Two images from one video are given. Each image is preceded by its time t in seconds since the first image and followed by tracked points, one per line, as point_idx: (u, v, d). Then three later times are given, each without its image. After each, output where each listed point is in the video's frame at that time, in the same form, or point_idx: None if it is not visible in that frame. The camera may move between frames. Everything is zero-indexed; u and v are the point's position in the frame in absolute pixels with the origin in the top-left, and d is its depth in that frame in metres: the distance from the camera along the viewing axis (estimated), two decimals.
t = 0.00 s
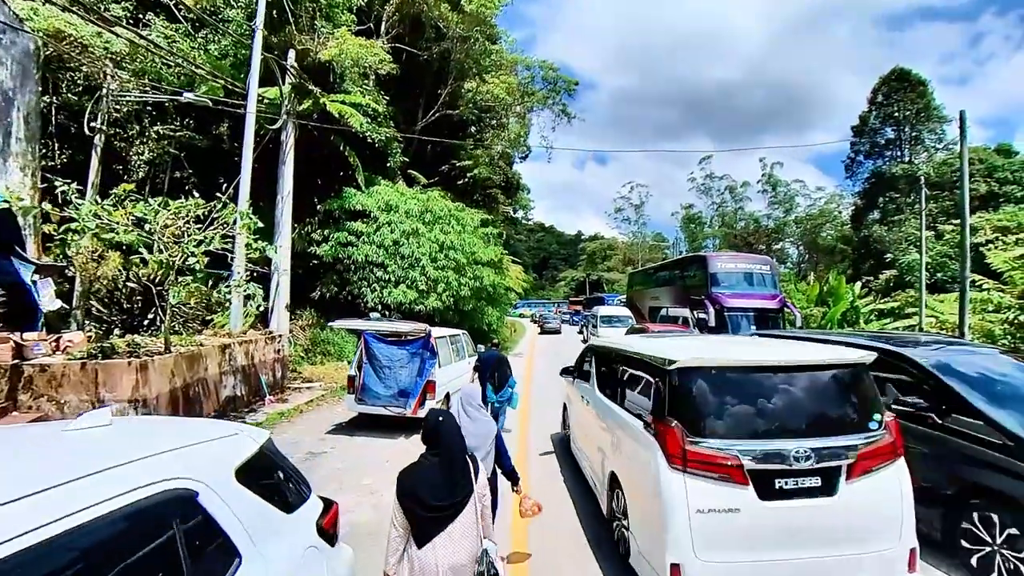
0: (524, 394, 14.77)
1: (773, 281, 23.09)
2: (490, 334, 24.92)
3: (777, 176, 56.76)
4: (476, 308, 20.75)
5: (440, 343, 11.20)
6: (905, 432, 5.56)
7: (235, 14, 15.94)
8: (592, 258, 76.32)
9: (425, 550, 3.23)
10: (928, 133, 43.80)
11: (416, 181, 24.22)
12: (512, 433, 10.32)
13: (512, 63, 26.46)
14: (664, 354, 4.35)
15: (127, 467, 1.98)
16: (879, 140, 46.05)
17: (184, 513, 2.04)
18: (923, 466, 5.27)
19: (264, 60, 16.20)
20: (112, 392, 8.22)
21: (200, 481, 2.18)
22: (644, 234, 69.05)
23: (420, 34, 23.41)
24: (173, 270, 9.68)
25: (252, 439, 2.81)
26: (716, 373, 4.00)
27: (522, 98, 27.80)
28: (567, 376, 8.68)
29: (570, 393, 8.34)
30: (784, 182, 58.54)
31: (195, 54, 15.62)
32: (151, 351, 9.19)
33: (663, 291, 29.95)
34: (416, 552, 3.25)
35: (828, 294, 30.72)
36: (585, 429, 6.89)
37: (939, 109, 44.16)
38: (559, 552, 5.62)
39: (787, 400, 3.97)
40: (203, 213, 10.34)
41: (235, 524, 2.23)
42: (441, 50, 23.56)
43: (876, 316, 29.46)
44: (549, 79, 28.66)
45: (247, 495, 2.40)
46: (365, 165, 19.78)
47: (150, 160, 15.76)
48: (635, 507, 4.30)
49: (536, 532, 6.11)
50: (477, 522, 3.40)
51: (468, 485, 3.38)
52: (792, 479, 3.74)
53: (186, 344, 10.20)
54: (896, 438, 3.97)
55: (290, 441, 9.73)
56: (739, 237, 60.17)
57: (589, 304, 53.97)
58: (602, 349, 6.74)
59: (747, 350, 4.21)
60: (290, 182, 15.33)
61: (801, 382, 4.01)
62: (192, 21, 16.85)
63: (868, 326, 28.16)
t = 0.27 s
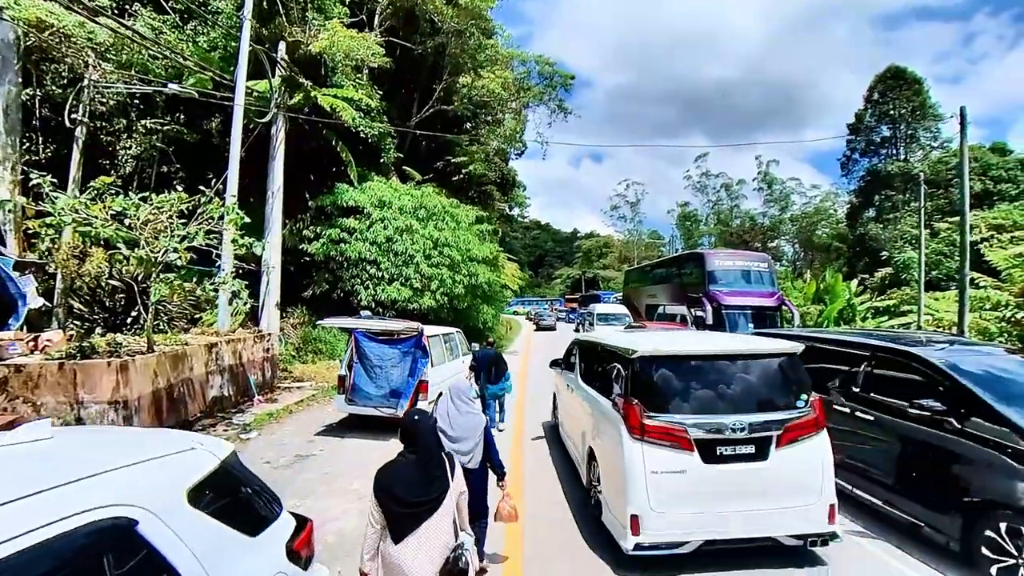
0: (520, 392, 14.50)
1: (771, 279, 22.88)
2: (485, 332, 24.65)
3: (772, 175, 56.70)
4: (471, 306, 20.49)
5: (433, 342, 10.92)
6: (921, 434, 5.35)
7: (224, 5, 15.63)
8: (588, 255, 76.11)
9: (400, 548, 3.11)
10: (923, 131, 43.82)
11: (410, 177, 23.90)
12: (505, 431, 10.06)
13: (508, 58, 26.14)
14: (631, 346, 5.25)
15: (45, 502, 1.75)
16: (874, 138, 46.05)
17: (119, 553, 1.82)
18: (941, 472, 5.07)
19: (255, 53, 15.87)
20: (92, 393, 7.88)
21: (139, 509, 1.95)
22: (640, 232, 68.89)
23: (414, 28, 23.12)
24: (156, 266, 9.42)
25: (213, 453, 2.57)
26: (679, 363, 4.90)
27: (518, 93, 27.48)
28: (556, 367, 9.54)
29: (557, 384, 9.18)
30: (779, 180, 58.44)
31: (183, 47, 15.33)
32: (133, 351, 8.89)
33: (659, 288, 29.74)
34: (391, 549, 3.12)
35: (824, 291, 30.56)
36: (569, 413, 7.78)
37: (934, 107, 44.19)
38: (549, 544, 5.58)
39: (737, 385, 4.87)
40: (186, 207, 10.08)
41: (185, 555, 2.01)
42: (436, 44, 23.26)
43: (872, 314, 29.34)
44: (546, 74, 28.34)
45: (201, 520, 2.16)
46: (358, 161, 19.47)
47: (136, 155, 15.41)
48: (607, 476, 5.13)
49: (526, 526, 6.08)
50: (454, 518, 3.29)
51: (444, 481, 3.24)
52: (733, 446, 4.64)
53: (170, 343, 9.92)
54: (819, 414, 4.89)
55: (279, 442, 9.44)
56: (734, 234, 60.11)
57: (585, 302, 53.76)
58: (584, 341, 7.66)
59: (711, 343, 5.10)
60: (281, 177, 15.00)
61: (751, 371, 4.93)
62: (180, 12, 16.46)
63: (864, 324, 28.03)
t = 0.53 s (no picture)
0: (517, 390, 14.33)
1: (770, 277, 22.74)
2: (482, 331, 24.45)
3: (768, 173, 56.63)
4: (468, 305, 20.28)
5: (431, 343, 10.71)
6: (939, 439, 5.22)
7: None
8: (585, 254, 75.99)
9: (387, 534, 3.56)
10: (918, 129, 43.93)
11: (406, 175, 23.64)
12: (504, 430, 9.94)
13: (505, 54, 25.91)
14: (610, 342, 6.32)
15: (2, 554, 1.60)
16: (870, 137, 46.03)
17: None
18: (962, 479, 4.93)
19: (249, 47, 15.58)
20: (79, 397, 7.64)
21: (112, 546, 1.80)
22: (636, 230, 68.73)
23: (411, 24, 22.86)
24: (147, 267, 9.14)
25: (197, 474, 2.36)
26: (658, 355, 6.00)
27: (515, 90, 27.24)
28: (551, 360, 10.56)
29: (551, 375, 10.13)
30: (776, 178, 58.37)
31: (175, 41, 15.03)
32: (123, 352, 8.65)
33: (657, 287, 29.59)
34: (378, 535, 3.58)
35: (822, 290, 30.47)
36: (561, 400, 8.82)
37: (929, 106, 44.28)
38: (548, 540, 5.58)
39: (705, 374, 5.96)
40: (177, 205, 9.81)
41: None
42: (433, 40, 23.00)
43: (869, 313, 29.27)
44: (543, 71, 28.10)
45: (183, 551, 1.98)
46: (354, 158, 19.21)
47: (127, 152, 15.15)
48: (591, 450, 6.23)
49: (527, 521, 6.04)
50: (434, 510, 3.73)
51: (427, 477, 3.67)
52: (692, 422, 5.74)
53: (162, 344, 9.69)
54: (764, 396, 5.98)
55: (273, 445, 9.23)
56: (731, 233, 60.07)
57: (582, 299, 53.58)
58: (574, 337, 8.69)
59: (687, 337, 6.19)
60: (275, 174, 14.73)
61: (719, 361, 6.02)
62: (172, 6, 16.16)
63: (862, 323, 27.95)
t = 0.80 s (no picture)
0: (516, 389, 14.17)
1: (768, 275, 22.63)
2: (479, 329, 24.29)
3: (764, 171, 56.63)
4: (466, 303, 20.10)
5: (429, 343, 10.56)
6: (955, 443, 5.09)
7: None
8: (581, 251, 75.91)
9: (389, 521, 3.71)
10: (913, 128, 44.01)
11: (402, 172, 23.42)
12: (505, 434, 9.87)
13: (502, 51, 25.72)
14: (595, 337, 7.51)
15: None
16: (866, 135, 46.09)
17: None
18: (981, 485, 4.80)
19: (243, 41, 15.33)
20: (69, 399, 7.46)
21: None
22: (632, 228, 68.66)
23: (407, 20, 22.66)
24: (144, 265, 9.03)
25: (192, 494, 2.20)
26: (638, 347, 7.29)
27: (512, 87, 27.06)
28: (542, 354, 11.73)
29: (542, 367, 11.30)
30: (772, 176, 58.38)
31: (168, 34, 14.78)
32: (114, 353, 8.45)
33: (654, 285, 29.48)
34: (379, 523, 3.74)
35: (819, 288, 30.44)
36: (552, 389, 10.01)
37: (925, 104, 44.37)
38: (559, 547, 5.60)
39: (678, 364, 7.23)
40: (170, 202, 9.57)
41: None
42: (429, 36, 22.78)
43: (866, 311, 29.25)
44: (541, 67, 27.88)
45: None
46: (350, 155, 18.99)
47: (118, 147, 14.92)
48: (577, 427, 7.45)
49: (535, 529, 6.07)
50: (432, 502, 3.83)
51: (425, 469, 3.78)
52: (661, 403, 6.99)
53: (154, 344, 9.48)
54: (720, 382, 7.23)
55: (270, 447, 9.06)
56: (726, 231, 60.09)
57: (578, 297, 53.50)
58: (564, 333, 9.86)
59: (666, 332, 7.43)
60: (270, 170, 14.51)
61: (689, 353, 7.30)
62: None
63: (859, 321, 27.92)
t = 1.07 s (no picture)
0: (512, 388, 13.91)
1: (768, 272, 22.38)
2: (474, 327, 24.00)
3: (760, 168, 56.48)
4: (462, 301, 19.80)
5: (424, 341, 10.26)
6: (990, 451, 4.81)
7: None
8: (578, 249, 75.68)
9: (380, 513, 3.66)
10: (909, 126, 43.94)
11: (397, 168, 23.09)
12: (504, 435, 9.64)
13: (498, 46, 25.41)
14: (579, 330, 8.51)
15: None
16: (862, 132, 46.00)
17: None
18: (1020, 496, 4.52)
19: (233, 32, 14.94)
20: (46, 402, 7.14)
21: None
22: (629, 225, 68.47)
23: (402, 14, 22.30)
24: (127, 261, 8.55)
25: (131, 529, 1.85)
26: (620, 339, 8.37)
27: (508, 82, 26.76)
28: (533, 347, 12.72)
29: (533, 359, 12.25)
30: (768, 174, 58.25)
31: (155, 24, 14.37)
32: (95, 353, 8.09)
33: (652, 282, 29.25)
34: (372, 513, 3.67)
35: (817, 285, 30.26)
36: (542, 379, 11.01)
37: (921, 102, 44.28)
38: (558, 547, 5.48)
39: (655, 353, 8.30)
40: (153, 195, 9.07)
41: None
42: (425, 29, 22.42)
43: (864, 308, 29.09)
44: (538, 61, 27.54)
45: None
46: (343, 150, 18.65)
47: (106, 142, 14.53)
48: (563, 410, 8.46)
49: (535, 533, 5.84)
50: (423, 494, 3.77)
51: (418, 460, 3.72)
52: (635, 387, 7.99)
53: (138, 344, 9.11)
54: (688, 368, 8.24)
55: (259, 450, 8.75)
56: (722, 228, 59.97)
57: (575, 295, 53.28)
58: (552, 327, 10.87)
59: (645, 326, 8.52)
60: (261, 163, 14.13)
61: (665, 344, 8.38)
62: None
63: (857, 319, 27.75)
